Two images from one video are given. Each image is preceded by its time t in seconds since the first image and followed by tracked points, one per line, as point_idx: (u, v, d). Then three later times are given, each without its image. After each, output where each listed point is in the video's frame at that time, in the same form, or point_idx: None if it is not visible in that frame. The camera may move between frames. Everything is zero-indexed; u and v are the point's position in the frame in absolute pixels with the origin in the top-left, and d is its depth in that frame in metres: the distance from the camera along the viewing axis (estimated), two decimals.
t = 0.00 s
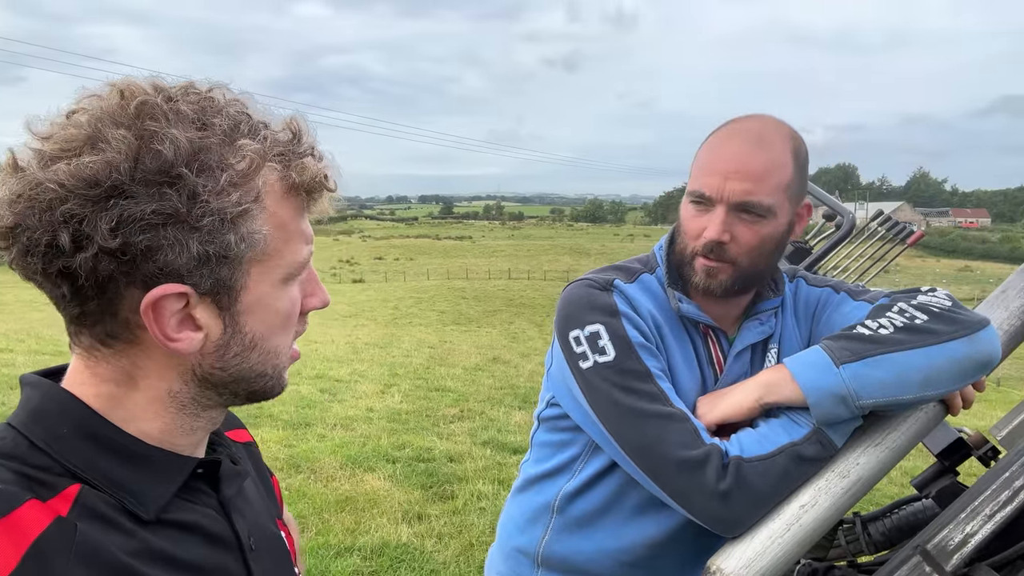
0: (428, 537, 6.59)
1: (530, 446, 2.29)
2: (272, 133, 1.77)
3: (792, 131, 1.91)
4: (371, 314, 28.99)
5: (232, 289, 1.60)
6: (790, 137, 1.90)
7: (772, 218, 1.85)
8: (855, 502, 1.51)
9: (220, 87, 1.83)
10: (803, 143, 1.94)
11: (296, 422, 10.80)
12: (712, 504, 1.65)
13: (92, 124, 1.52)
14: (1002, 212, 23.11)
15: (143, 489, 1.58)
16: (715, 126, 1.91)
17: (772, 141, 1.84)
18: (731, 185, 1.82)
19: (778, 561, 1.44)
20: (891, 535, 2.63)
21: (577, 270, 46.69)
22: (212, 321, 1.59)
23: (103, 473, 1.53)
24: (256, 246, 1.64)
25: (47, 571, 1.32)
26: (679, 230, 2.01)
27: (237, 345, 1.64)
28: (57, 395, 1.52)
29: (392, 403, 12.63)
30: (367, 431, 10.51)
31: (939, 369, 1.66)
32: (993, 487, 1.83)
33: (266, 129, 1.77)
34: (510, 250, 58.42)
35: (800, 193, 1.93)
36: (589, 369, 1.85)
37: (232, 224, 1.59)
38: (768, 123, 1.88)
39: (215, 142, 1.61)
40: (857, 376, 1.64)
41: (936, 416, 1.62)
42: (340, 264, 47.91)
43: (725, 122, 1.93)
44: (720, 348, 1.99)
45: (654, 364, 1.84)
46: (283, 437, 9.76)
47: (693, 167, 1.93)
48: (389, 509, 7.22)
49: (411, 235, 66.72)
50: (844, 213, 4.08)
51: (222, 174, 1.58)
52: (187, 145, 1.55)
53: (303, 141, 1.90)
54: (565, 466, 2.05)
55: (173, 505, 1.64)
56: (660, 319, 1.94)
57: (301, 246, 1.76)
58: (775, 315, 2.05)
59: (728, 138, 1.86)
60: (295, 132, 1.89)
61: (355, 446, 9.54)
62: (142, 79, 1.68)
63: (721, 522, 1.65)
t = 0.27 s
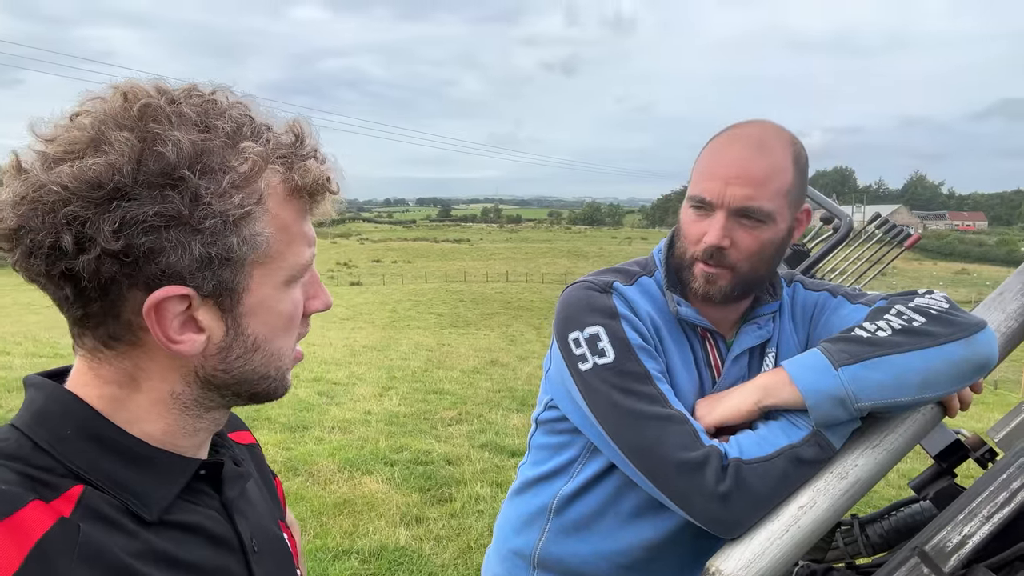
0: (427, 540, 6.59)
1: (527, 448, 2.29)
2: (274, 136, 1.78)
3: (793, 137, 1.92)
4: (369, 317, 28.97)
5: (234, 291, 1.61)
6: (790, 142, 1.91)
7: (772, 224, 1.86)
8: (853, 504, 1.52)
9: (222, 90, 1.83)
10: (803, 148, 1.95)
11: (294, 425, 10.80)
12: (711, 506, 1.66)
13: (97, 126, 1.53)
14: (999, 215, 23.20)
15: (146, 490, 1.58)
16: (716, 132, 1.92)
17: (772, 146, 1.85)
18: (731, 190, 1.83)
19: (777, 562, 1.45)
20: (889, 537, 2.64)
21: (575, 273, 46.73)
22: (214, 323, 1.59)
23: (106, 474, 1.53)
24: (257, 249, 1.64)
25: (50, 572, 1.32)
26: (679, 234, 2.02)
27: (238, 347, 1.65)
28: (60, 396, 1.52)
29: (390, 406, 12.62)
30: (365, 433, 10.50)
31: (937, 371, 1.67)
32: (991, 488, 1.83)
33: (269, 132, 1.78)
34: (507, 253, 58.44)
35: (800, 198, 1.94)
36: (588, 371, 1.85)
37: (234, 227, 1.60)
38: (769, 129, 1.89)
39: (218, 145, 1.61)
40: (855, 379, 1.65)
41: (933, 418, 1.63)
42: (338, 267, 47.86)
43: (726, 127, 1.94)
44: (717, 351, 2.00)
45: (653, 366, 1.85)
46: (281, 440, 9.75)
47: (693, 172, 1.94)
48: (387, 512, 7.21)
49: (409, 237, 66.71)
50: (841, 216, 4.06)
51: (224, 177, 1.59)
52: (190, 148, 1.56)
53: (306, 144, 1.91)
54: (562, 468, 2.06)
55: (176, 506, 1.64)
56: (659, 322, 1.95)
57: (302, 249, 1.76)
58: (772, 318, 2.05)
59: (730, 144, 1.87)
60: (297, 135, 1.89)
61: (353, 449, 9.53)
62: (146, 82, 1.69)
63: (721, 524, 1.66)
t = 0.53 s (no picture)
0: (425, 542, 6.58)
1: (524, 449, 2.30)
2: (277, 137, 1.78)
3: (787, 139, 1.93)
4: (367, 319, 28.95)
5: (233, 291, 1.61)
6: (787, 145, 1.92)
7: (767, 226, 1.87)
8: (850, 503, 1.53)
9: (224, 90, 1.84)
10: (800, 152, 1.97)
11: (292, 428, 10.79)
12: (708, 505, 1.67)
13: (101, 124, 1.53)
14: (997, 217, 23.26)
15: (146, 490, 1.59)
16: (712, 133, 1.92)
17: (769, 150, 1.86)
18: (726, 192, 1.84)
19: (773, 561, 1.45)
20: (887, 538, 2.65)
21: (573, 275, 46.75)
22: (213, 323, 1.60)
23: (106, 473, 1.53)
24: (258, 249, 1.65)
25: (50, 571, 1.32)
26: (674, 235, 2.03)
27: (237, 347, 1.65)
28: (62, 395, 1.53)
29: (388, 409, 12.61)
30: (363, 436, 10.50)
31: (931, 372, 1.69)
32: (987, 488, 1.84)
33: (272, 133, 1.79)
34: (506, 255, 58.45)
35: (795, 200, 1.95)
36: (584, 371, 1.86)
37: (234, 227, 1.60)
38: (764, 132, 1.89)
39: (222, 145, 1.62)
40: (851, 380, 1.66)
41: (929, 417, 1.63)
42: (336, 269, 47.81)
43: (722, 128, 1.94)
44: (711, 351, 2.00)
45: (648, 366, 1.86)
46: (279, 443, 9.74)
47: (689, 173, 1.95)
48: (385, 514, 7.21)
49: (407, 240, 66.70)
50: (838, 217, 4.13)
51: (226, 178, 1.59)
52: (192, 147, 1.56)
53: (309, 146, 1.91)
54: (559, 468, 2.06)
55: (175, 506, 1.64)
56: (655, 323, 1.96)
57: (303, 252, 1.76)
58: (767, 319, 2.06)
59: (725, 146, 1.87)
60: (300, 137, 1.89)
61: (351, 452, 9.52)
62: (151, 81, 1.70)
63: (718, 524, 1.66)
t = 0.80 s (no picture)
0: (423, 544, 6.58)
1: (521, 450, 2.30)
2: (265, 133, 1.78)
3: (780, 139, 1.94)
4: (365, 321, 28.94)
5: (222, 287, 1.61)
6: (779, 144, 1.92)
7: (761, 226, 1.88)
8: (846, 503, 1.54)
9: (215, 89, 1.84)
10: (792, 151, 1.97)
11: (290, 430, 10.78)
12: (705, 506, 1.67)
13: (89, 119, 1.54)
14: (994, 218, 23.32)
15: (142, 491, 1.59)
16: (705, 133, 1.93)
17: (761, 149, 1.86)
18: (720, 192, 1.84)
19: (770, 560, 1.46)
20: (884, 538, 2.65)
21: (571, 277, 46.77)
22: (202, 319, 1.59)
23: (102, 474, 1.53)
24: (247, 245, 1.64)
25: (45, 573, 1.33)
26: (668, 235, 2.03)
27: (228, 344, 1.65)
28: (56, 396, 1.53)
29: (387, 410, 12.60)
30: (362, 437, 10.49)
31: (929, 375, 1.69)
32: (983, 487, 1.85)
33: (262, 129, 1.78)
34: (504, 257, 58.48)
35: (788, 200, 1.96)
36: (580, 373, 1.86)
37: (221, 221, 1.60)
38: (756, 131, 1.90)
39: (209, 140, 1.62)
40: (847, 383, 1.67)
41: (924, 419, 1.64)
42: (334, 271, 47.80)
43: (715, 128, 1.94)
44: (708, 352, 2.01)
45: (644, 367, 1.86)
46: (277, 445, 9.73)
47: (682, 172, 1.95)
48: (384, 516, 7.20)
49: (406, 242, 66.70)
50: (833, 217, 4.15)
51: (212, 171, 1.59)
52: (180, 141, 1.56)
53: (300, 143, 1.90)
54: (557, 470, 2.06)
55: (171, 507, 1.65)
56: (651, 324, 1.96)
57: (296, 251, 1.76)
58: (763, 319, 2.06)
59: (718, 146, 1.88)
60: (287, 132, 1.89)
61: (349, 453, 9.52)
62: (141, 78, 1.70)
63: (715, 523, 1.66)
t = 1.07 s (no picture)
0: (422, 544, 6.59)
1: (521, 448, 2.31)
2: (257, 124, 1.79)
3: (776, 134, 1.95)
4: (364, 322, 28.94)
5: (220, 277, 1.62)
6: (772, 137, 1.94)
7: (759, 222, 1.89)
8: (843, 497, 1.56)
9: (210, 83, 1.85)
10: (786, 144, 1.98)
11: (289, 431, 10.79)
12: (704, 500, 1.68)
13: (83, 115, 1.55)
14: (991, 217, 23.38)
15: (148, 485, 1.60)
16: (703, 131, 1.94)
17: (756, 144, 1.87)
18: (718, 189, 1.86)
19: (768, 555, 1.48)
20: (881, 534, 2.67)
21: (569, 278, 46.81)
22: (202, 310, 1.60)
23: (108, 469, 1.55)
24: (243, 234, 1.65)
25: (54, 566, 1.34)
26: (667, 232, 2.04)
27: (227, 335, 1.66)
28: (62, 392, 1.54)
29: (386, 411, 12.60)
30: (361, 438, 10.50)
31: (924, 370, 1.69)
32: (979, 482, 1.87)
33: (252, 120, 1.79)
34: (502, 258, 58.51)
35: (785, 196, 1.97)
36: (579, 370, 1.88)
37: (216, 210, 1.61)
38: (754, 129, 1.91)
39: (199, 130, 1.63)
40: (845, 378, 1.68)
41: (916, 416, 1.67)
42: (332, 272, 47.79)
43: (713, 126, 1.96)
44: (706, 348, 2.02)
45: (643, 364, 1.88)
46: (276, 445, 9.73)
47: (680, 170, 1.96)
48: (383, 516, 7.21)
49: (404, 243, 66.70)
50: (833, 217, 4.08)
51: (203, 161, 1.60)
52: (171, 132, 1.57)
53: (291, 134, 1.91)
54: (557, 467, 2.08)
55: (177, 502, 1.66)
56: (649, 321, 1.98)
57: (292, 242, 1.76)
58: (760, 316, 2.08)
59: (716, 143, 1.89)
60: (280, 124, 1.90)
61: (348, 454, 9.53)
62: (132, 74, 1.71)
63: (714, 518, 1.68)
